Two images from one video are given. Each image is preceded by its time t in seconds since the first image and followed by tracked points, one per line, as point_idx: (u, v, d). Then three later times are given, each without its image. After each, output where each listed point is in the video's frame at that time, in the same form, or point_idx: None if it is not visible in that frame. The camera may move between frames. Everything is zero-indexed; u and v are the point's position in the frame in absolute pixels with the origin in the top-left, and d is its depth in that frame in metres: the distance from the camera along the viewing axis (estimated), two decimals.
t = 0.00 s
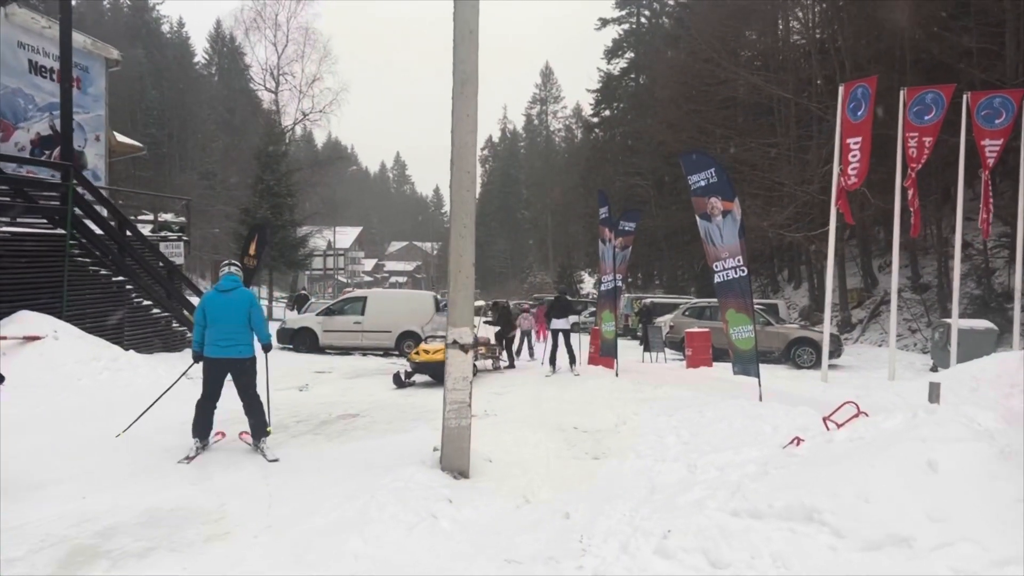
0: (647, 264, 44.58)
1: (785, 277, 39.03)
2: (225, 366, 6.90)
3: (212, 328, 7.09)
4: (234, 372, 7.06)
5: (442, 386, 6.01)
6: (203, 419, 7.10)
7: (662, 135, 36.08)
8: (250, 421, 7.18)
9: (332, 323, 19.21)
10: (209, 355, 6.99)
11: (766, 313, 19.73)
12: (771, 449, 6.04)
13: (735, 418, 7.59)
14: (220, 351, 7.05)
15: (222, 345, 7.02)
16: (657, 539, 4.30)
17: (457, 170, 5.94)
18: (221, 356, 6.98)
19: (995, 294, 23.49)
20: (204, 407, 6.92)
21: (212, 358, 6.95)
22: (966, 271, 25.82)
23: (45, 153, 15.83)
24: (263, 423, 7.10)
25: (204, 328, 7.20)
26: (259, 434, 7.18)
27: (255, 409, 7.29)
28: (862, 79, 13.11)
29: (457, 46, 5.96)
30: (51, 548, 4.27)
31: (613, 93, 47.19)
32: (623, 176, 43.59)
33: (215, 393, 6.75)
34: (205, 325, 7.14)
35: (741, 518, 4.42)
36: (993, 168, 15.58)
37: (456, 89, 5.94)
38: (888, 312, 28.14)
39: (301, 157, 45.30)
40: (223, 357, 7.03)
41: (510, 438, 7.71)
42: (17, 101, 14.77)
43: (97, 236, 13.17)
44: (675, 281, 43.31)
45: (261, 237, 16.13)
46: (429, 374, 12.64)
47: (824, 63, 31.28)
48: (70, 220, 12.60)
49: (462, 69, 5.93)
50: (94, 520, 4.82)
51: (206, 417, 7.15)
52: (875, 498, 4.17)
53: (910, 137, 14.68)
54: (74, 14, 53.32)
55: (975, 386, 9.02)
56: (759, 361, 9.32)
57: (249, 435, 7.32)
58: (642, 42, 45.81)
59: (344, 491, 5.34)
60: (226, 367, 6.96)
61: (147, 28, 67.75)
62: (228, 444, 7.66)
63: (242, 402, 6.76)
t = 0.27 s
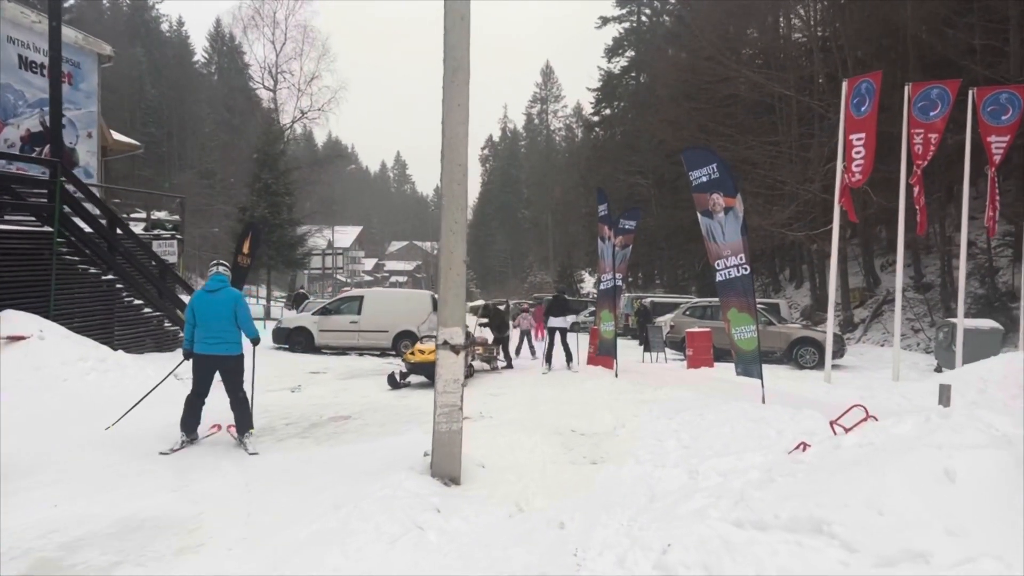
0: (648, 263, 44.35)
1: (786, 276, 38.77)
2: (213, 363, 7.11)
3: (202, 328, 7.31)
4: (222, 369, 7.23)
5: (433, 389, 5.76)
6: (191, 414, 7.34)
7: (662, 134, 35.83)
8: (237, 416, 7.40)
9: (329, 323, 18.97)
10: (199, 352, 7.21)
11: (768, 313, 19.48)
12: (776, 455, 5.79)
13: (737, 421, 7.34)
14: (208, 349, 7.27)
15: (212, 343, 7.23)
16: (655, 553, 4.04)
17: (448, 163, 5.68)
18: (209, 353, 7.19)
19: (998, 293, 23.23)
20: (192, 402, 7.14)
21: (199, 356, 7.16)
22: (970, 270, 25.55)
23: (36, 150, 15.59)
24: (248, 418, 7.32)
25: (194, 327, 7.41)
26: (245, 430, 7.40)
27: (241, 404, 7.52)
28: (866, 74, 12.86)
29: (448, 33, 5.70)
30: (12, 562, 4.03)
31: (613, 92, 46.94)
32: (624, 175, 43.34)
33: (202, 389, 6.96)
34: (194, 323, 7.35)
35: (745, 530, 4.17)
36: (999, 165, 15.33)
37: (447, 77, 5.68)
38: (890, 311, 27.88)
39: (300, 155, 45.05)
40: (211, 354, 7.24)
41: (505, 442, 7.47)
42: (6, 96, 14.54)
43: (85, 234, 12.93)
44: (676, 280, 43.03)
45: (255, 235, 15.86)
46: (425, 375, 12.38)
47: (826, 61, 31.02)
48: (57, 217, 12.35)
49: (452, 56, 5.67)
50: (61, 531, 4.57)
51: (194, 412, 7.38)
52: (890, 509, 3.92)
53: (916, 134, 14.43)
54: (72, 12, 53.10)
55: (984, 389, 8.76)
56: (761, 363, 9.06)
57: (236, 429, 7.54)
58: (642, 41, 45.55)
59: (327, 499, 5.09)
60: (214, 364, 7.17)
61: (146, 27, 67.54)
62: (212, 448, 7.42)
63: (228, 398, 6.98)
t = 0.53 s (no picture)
0: (649, 263, 44.15)
1: (788, 276, 38.52)
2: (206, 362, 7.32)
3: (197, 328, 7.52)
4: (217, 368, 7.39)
5: (424, 394, 5.51)
6: (184, 412, 7.56)
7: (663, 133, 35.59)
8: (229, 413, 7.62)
9: (326, 324, 18.73)
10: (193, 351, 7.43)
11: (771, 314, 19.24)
12: (781, 464, 5.56)
13: (741, 426, 7.10)
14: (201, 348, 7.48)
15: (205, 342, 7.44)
16: (657, 571, 3.80)
17: (439, 159, 5.44)
18: (203, 352, 7.41)
19: (1003, 294, 22.99)
20: (185, 400, 7.36)
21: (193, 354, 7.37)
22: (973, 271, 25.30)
23: (27, 148, 15.36)
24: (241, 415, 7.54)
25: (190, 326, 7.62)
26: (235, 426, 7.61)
27: (234, 401, 7.75)
28: (871, 71, 12.63)
29: (439, 24, 5.47)
30: None
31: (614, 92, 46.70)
32: (625, 174, 43.11)
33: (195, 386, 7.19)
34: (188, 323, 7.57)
35: (751, 546, 3.95)
36: (1006, 163, 15.08)
37: (439, 70, 5.45)
38: (893, 312, 27.64)
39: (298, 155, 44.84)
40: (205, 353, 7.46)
41: (501, 449, 7.23)
42: None
43: (74, 233, 12.70)
44: (677, 281, 42.77)
45: (250, 234, 15.60)
46: (421, 377, 12.10)
47: (829, 60, 30.77)
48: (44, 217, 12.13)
49: (444, 48, 5.44)
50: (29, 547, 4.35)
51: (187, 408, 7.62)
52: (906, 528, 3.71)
53: (922, 132, 14.18)
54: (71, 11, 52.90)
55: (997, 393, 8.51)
56: (766, 365, 8.80)
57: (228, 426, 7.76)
58: (643, 40, 45.31)
59: (312, 511, 4.87)
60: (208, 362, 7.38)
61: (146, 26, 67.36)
62: (197, 454, 7.18)
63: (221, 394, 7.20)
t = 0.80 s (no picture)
0: (650, 263, 43.90)
1: (791, 276, 38.26)
2: (204, 356, 7.44)
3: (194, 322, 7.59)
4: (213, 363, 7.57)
5: (417, 395, 5.28)
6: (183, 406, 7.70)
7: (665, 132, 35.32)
8: (226, 405, 7.81)
9: (324, 323, 18.50)
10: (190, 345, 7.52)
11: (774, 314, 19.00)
12: (789, 469, 5.34)
13: (746, 428, 6.86)
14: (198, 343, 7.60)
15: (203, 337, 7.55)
16: None
17: (432, 149, 5.21)
18: (200, 347, 7.51)
19: (1009, 293, 22.74)
20: (183, 394, 7.50)
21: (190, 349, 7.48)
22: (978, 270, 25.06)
23: (19, 145, 15.14)
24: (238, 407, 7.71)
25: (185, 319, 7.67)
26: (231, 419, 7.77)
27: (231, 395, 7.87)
28: (877, 65, 12.40)
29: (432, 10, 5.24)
30: None
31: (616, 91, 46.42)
32: (627, 173, 42.84)
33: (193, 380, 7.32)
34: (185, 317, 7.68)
35: (760, 556, 3.73)
36: (1014, 160, 14.85)
37: (432, 58, 5.23)
38: (897, 312, 27.40)
39: (298, 154, 44.60)
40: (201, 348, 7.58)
41: (497, 452, 7.01)
42: None
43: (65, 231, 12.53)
44: (678, 280, 42.51)
45: (245, 232, 15.37)
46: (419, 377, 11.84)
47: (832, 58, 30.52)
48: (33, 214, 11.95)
49: (436, 35, 5.22)
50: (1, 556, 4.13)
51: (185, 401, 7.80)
52: (928, 540, 3.50)
53: (929, 128, 13.94)
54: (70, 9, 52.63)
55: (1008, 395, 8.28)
56: (771, 366, 8.57)
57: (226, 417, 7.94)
58: (645, 38, 45.03)
59: (298, 517, 4.67)
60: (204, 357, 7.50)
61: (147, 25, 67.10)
62: (184, 456, 6.96)
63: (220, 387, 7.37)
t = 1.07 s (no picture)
0: (651, 263, 43.65)
1: (793, 276, 37.98)
2: (198, 354, 7.51)
3: (190, 323, 7.68)
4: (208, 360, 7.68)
5: (406, 404, 5.03)
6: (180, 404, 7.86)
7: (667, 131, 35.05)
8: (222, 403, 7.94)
9: (321, 325, 18.26)
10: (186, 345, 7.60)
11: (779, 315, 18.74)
12: (798, 482, 5.10)
13: (750, 436, 6.61)
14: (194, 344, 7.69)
15: (198, 337, 7.62)
16: None
17: (422, 145, 4.95)
18: (195, 346, 7.58)
19: (1015, 294, 22.46)
20: (180, 392, 7.64)
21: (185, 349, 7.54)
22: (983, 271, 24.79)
23: (10, 144, 14.91)
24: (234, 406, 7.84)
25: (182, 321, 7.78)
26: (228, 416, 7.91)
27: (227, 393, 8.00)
28: (884, 62, 12.17)
29: None
30: None
31: (617, 90, 46.16)
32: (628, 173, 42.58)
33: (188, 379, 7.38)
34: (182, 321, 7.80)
35: None
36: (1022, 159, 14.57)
37: (422, 49, 4.97)
38: (901, 313, 27.14)
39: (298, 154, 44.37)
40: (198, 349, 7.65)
41: (492, 461, 6.77)
42: None
43: (55, 232, 12.30)
44: (680, 281, 42.25)
45: (240, 233, 15.09)
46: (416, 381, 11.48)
47: (835, 56, 30.23)
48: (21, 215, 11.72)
49: (427, 24, 4.96)
50: None
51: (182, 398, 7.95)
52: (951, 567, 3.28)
53: (935, 126, 13.68)
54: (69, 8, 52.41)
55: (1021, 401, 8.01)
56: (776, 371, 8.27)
57: (222, 416, 8.08)
58: (647, 37, 44.76)
59: (279, 535, 4.45)
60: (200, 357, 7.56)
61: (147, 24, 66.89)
62: (168, 465, 6.71)
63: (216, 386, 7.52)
